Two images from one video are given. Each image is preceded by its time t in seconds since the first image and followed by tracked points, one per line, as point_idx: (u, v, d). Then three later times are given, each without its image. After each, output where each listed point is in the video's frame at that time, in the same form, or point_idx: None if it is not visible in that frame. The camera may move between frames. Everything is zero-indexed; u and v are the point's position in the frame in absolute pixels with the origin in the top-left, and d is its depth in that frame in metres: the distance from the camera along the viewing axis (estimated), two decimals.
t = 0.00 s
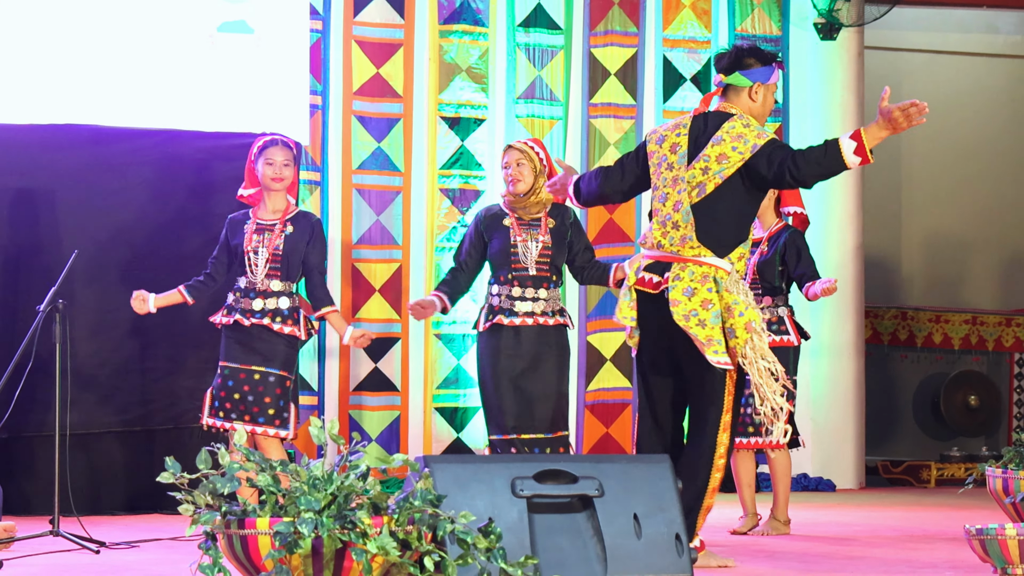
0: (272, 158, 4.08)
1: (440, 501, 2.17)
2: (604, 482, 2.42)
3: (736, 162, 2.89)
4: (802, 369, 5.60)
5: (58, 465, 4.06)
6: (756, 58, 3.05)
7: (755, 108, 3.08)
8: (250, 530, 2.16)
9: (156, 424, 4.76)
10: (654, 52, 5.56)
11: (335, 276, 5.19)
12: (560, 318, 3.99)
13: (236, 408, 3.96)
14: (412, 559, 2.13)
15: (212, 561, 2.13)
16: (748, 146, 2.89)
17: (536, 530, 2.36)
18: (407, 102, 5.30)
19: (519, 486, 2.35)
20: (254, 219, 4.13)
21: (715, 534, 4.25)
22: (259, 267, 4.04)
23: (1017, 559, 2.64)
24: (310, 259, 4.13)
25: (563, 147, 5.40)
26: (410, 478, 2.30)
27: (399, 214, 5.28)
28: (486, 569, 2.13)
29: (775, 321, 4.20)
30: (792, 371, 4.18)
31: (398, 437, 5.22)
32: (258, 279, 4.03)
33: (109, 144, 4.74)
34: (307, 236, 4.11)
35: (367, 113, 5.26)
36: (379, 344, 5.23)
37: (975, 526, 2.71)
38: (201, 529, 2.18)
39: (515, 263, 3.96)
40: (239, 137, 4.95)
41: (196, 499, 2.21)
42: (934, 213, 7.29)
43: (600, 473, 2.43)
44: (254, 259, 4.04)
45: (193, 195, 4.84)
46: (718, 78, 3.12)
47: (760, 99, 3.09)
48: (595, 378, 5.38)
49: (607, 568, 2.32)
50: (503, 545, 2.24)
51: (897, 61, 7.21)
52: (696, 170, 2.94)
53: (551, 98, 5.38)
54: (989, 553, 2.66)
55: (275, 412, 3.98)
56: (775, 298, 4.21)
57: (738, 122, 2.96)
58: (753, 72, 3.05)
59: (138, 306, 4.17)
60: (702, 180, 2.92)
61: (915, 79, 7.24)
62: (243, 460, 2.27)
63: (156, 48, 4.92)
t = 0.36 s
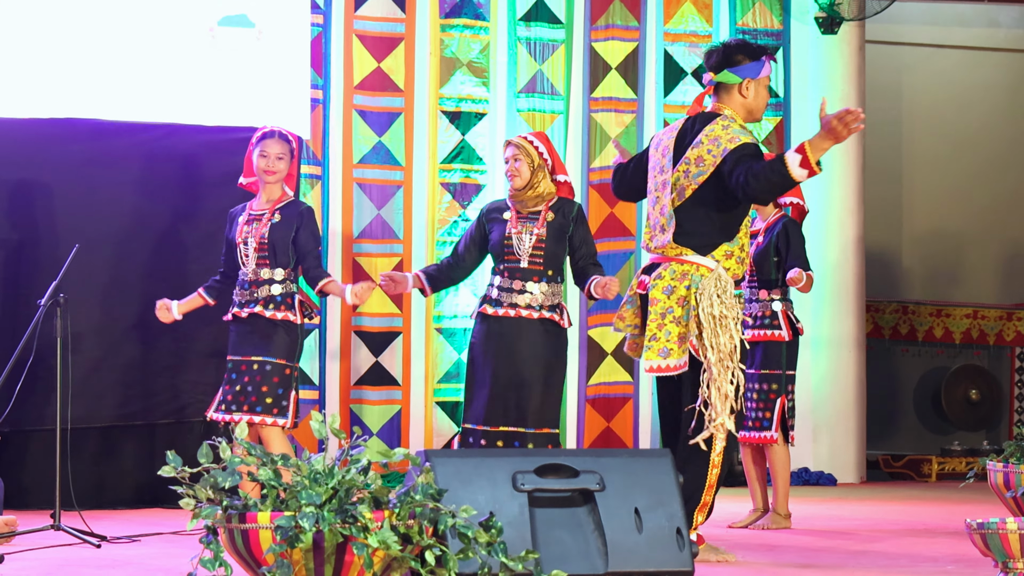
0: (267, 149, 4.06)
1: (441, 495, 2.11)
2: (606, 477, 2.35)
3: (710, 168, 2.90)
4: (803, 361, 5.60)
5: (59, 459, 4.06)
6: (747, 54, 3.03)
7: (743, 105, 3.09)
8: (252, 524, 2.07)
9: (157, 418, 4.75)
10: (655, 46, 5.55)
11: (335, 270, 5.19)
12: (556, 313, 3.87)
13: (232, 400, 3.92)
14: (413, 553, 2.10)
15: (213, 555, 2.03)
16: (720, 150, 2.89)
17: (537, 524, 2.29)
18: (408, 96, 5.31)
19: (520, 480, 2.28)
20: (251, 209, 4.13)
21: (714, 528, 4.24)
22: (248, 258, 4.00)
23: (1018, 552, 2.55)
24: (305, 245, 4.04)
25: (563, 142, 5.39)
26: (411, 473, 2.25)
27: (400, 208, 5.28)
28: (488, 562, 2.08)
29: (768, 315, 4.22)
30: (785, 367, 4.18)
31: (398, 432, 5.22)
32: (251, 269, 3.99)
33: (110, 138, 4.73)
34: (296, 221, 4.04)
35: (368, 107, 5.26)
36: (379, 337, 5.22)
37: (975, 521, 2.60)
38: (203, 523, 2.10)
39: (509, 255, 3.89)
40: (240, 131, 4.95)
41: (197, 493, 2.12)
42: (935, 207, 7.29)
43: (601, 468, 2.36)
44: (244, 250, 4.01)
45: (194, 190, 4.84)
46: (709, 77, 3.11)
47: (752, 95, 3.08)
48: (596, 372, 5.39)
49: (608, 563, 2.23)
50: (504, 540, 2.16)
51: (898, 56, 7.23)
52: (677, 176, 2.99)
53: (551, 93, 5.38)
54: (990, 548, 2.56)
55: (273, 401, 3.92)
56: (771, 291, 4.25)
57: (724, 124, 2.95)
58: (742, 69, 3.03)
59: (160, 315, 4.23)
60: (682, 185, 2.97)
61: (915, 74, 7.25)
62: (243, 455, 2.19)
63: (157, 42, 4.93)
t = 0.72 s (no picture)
0: (262, 149, 4.04)
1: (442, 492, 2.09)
2: (606, 473, 2.34)
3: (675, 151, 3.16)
4: (803, 356, 5.62)
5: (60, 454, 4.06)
6: (735, 50, 3.08)
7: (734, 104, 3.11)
8: (252, 520, 2.05)
9: (157, 414, 4.75)
10: (656, 42, 5.55)
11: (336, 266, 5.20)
12: (551, 305, 3.79)
13: (234, 397, 3.90)
14: (413, 549, 2.07)
15: (214, 552, 2.04)
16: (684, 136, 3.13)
17: (537, 521, 2.27)
18: (408, 92, 5.31)
19: (520, 476, 2.27)
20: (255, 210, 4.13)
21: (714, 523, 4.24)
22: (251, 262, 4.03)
23: (1019, 548, 2.52)
24: (304, 237, 3.99)
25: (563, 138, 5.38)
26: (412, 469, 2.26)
27: (400, 204, 5.29)
28: (488, 560, 2.06)
29: (764, 314, 4.24)
30: (777, 365, 4.23)
31: (399, 427, 5.24)
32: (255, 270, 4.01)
33: (111, 135, 4.74)
34: (290, 215, 4.00)
35: (368, 103, 5.27)
36: (380, 333, 5.23)
37: (975, 516, 2.57)
38: (203, 520, 2.09)
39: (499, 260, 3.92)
40: (241, 127, 4.95)
41: (197, 489, 2.11)
42: (935, 203, 7.29)
43: (601, 464, 2.36)
44: (246, 253, 4.03)
45: (194, 185, 4.85)
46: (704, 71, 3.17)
47: (738, 92, 3.10)
48: (597, 368, 5.39)
49: (608, 559, 2.23)
50: (504, 537, 2.15)
51: (898, 51, 7.22)
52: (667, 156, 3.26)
53: (551, 89, 5.38)
54: (990, 543, 2.53)
55: (276, 396, 3.89)
56: (767, 290, 4.26)
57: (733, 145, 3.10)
58: (725, 64, 3.08)
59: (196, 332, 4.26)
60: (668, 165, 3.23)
61: (915, 70, 7.25)
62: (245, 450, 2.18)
63: (157, 38, 4.93)
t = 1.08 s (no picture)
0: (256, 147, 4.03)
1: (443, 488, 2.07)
2: (608, 470, 2.32)
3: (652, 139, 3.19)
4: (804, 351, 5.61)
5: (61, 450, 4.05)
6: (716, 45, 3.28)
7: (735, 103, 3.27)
8: (253, 516, 2.00)
9: (159, 410, 4.76)
10: (657, 39, 5.55)
11: (337, 262, 5.19)
12: (527, 311, 3.85)
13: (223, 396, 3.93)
14: (414, 546, 2.04)
15: (215, 548, 1.97)
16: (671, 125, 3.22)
17: (538, 518, 2.25)
18: (409, 89, 5.32)
19: (522, 472, 2.25)
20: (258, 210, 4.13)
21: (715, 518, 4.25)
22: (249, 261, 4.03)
23: (1021, 546, 2.29)
24: (290, 242, 3.97)
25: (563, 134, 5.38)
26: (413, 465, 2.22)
27: (402, 200, 5.29)
28: (489, 556, 2.06)
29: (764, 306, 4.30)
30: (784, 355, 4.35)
31: (399, 423, 5.24)
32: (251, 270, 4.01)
33: (112, 130, 4.73)
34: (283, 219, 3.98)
35: (369, 99, 5.28)
36: (381, 330, 5.24)
37: (976, 511, 2.37)
38: (204, 515, 2.04)
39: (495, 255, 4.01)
40: (242, 123, 4.95)
41: (199, 485, 2.05)
42: (936, 198, 7.29)
43: (603, 460, 2.32)
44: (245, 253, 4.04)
45: (196, 181, 4.84)
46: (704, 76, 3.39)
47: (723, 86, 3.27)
48: (598, 364, 5.39)
49: (609, 555, 2.21)
50: (505, 533, 2.14)
51: (899, 46, 7.22)
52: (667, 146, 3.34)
53: (553, 85, 5.39)
54: (990, 540, 2.31)
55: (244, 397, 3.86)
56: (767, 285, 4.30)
57: (724, 135, 3.22)
58: (707, 59, 3.28)
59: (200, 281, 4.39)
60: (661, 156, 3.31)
61: (916, 65, 7.25)
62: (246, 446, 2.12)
63: (158, 34, 4.93)
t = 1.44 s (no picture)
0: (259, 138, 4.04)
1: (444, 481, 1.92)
2: (609, 463, 2.14)
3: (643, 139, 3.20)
4: (805, 343, 5.61)
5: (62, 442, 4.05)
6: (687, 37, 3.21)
7: (699, 101, 3.18)
8: (254, 510, 1.88)
9: (160, 403, 4.75)
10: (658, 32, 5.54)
11: (338, 256, 5.20)
12: (522, 294, 3.86)
13: (232, 387, 3.89)
14: (415, 539, 1.90)
15: (217, 541, 1.82)
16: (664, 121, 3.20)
17: (539, 511, 2.09)
18: (410, 82, 5.32)
19: (523, 465, 2.08)
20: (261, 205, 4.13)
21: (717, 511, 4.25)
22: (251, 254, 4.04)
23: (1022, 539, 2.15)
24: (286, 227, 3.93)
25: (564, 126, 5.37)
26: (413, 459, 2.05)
27: (403, 193, 5.28)
28: (491, 549, 1.92)
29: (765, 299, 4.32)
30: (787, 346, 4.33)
31: (400, 416, 5.24)
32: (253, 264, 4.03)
33: (112, 124, 4.74)
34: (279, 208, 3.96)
35: (370, 93, 5.28)
36: (382, 323, 5.24)
37: (976, 504, 2.23)
38: (205, 509, 1.89)
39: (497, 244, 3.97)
40: (244, 116, 4.95)
41: (200, 479, 1.90)
42: (938, 192, 7.29)
43: (604, 453, 2.15)
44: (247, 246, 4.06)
45: (196, 174, 4.84)
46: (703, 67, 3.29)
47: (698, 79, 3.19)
48: (598, 358, 5.41)
49: (612, 551, 2.04)
50: (506, 528, 1.97)
51: (901, 40, 7.22)
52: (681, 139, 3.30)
53: (554, 78, 5.40)
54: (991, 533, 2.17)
55: (268, 386, 3.87)
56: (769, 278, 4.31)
57: (702, 125, 3.13)
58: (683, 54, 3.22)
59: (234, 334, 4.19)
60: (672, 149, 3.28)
61: (918, 59, 7.24)
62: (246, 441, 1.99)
63: (159, 28, 4.93)
